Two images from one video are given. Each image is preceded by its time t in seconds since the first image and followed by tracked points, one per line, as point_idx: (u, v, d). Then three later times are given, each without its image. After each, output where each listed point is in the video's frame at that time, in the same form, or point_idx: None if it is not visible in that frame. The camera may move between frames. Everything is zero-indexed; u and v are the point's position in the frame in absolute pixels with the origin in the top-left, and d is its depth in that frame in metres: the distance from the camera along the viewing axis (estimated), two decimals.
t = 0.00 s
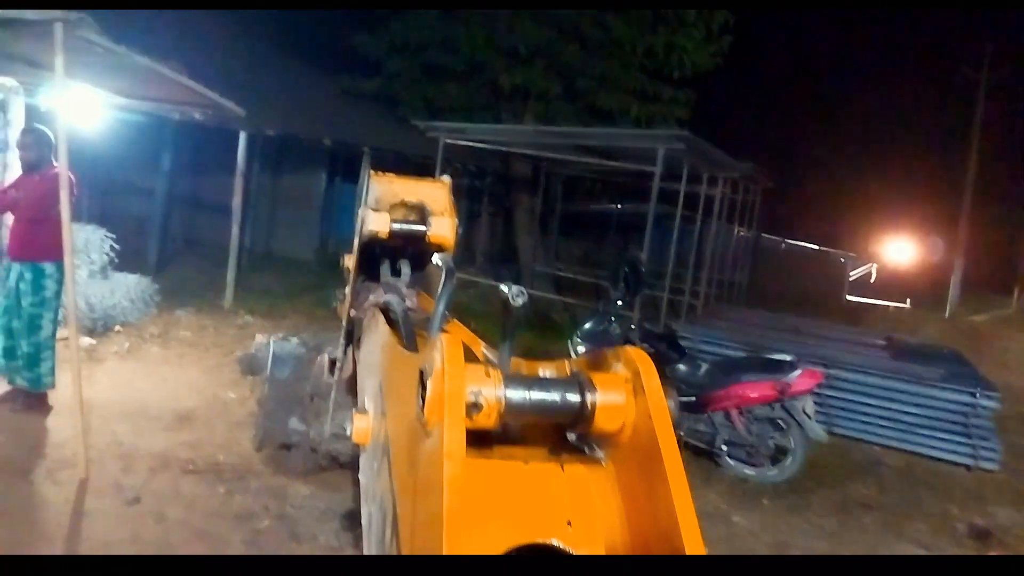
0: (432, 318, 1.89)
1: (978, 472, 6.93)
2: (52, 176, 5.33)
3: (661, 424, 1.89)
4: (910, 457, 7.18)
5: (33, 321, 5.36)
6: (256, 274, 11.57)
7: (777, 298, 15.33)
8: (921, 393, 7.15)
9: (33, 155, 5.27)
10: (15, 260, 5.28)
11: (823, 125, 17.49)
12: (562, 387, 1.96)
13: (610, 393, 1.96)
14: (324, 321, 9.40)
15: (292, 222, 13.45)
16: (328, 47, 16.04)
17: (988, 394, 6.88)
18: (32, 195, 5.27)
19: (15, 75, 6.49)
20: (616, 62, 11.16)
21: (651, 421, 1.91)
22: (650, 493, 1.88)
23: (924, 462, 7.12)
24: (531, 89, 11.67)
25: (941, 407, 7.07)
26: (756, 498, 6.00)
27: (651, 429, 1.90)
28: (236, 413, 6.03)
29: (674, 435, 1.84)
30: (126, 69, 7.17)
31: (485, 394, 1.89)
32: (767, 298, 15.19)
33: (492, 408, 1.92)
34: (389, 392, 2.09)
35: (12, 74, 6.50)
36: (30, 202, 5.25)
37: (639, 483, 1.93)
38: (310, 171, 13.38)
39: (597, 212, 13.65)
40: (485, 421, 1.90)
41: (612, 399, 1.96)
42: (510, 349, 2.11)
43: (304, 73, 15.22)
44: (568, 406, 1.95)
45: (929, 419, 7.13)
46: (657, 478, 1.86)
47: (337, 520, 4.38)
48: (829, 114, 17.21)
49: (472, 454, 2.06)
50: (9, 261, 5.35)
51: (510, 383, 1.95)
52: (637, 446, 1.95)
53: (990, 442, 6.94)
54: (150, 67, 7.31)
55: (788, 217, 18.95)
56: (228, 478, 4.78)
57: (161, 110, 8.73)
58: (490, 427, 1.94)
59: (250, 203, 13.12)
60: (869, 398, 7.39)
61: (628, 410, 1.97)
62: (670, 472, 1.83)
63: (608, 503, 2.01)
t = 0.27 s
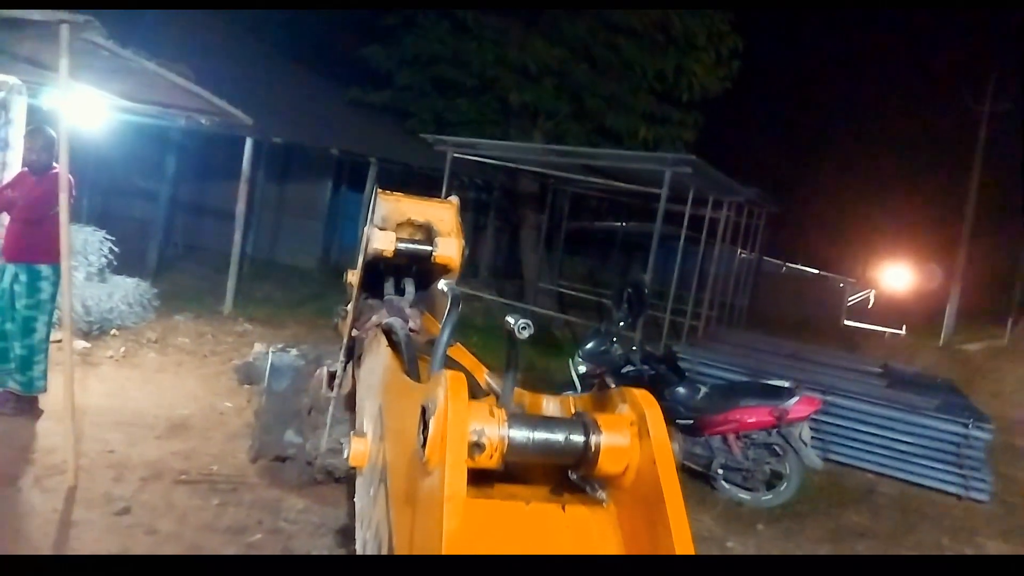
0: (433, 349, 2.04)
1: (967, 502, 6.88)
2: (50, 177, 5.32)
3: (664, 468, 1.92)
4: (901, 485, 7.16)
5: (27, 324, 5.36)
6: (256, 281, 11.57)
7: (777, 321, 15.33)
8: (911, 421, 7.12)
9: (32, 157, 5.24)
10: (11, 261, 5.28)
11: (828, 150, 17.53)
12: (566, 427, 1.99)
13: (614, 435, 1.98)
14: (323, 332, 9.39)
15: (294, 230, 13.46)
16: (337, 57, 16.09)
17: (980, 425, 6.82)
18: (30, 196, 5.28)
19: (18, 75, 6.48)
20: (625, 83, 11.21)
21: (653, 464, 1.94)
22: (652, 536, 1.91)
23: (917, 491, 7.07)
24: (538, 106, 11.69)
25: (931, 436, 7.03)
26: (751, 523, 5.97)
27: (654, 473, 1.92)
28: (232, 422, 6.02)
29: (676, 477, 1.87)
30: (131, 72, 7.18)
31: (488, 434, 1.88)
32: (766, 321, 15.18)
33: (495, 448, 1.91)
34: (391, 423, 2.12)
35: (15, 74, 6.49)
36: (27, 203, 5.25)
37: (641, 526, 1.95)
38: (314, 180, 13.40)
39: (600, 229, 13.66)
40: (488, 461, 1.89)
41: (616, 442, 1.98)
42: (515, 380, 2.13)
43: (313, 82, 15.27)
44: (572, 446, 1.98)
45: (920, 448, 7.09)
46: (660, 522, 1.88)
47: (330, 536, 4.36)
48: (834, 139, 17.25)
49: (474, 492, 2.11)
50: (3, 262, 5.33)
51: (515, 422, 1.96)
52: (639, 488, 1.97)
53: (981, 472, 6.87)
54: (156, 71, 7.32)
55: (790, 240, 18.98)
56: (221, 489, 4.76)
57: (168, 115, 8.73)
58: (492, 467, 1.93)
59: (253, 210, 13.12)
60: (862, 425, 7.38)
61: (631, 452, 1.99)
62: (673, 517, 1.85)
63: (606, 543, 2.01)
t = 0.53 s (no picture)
0: (435, 366, 2.04)
1: (962, 512, 6.86)
2: (49, 172, 5.26)
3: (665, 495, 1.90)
4: (896, 494, 7.14)
5: (25, 321, 5.36)
6: (254, 279, 11.57)
7: (775, 327, 15.33)
8: (910, 432, 7.12)
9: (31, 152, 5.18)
10: (8, 258, 5.25)
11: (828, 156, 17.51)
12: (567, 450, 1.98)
13: (615, 459, 1.98)
14: (321, 332, 9.38)
15: (295, 229, 13.44)
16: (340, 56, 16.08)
17: (976, 436, 6.81)
18: (30, 192, 5.22)
19: (17, 70, 6.44)
20: (627, 87, 11.21)
21: (654, 490, 1.92)
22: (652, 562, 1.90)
23: (912, 501, 7.07)
24: (540, 109, 11.68)
25: (929, 447, 7.03)
26: (746, 531, 5.96)
27: (654, 499, 1.91)
28: (229, 423, 6.01)
29: (676, 501, 1.86)
30: (132, 70, 7.14)
31: (488, 457, 1.87)
32: (764, 327, 15.19)
33: (495, 471, 1.90)
34: (388, 437, 2.12)
35: (14, 69, 6.44)
36: (27, 199, 5.20)
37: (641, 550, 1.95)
38: (314, 179, 13.38)
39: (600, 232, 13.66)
40: (488, 484, 1.88)
41: (618, 466, 1.97)
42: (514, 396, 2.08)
43: (316, 81, 15.25)
44: (571, 470, 1.97)
45: (918, 458, 7.08)
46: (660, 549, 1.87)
47: (325, 540, 4.35)
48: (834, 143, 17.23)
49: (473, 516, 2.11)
50: None
51: (516, 445, 1.95)
52: (640, 512, 1.97)
53: (977, 483, 6.85)
54: (157, 70, 7.29)
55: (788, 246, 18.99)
56: (216, 491, 4.74)
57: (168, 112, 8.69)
58: (492, 490, 1.91)
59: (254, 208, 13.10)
60: (860, 434, 7.37)
61: (631, 476, 1.98)
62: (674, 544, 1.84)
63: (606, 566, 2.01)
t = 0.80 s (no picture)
0: (433, 380, 2.04)
1: (961, 514, 6.88)
2: (47, 175, 5.25)
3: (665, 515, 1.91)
4: (895, 496, 7.15)
5: (25, 325, 5.34)
6: (253, 281, 11.57)
7: (773, 328, 15.34)
8: (908, 434, 7.10)
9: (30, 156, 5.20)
10: (7, 262, 5.23)
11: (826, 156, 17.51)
12: (566, 468, 1.98)
13: (615, 477, 1.98)
14: (320, 334, 9.38)
15: (294, 230, 13.44)
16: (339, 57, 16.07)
17: (975, 437, 6.80)
18: (30, 195, 5.23)
19: (15, 74, 6.42)
20: (626, 88, 11.20)
21: (654, 509, 1.93)
22: None
23: (911, 502, 7.08)
24: (539, 111, 11.66)
25: (928, 448, 7.02)
26: (746, 534, 5.95)
27: (654, 518, 1.92)
28: (227, 427, 6.00)
29: (676, 521, 1.87)
30: (130, 73, 7.11)
31: (487, 476, 1.86)
32: (762, 327, 15.20)
33: (494, 489, 1.89)
34: (387, 448, 2.13)
35: (12, 72, 6.42)
36: (26, 202, 5.20)
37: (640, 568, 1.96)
38: (313, 180, 13.38)
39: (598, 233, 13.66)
40: (486, 503, 1.86)
41: (617, 484, 1.98)
42: (513, 409, 2.04)
43: (314, 82, 15.24)
44: (571, 487, 1.98)
45: (917, 460, 7.07)
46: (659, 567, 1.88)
47: (324, 544, 4.34)
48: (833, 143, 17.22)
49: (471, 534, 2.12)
50: None
51: (515, 464, 1.94)
52: (639, 530, 1.98)
53: (976, 485, 6.86)
54: (156, 73, 7.26)
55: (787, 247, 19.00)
56: (215, 496, 4.74)
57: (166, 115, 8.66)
58: (491, 508, 1.90)
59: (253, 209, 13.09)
60: (858, 436, 7.36)
61: (631, 494, 1.99)
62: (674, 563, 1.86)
63: None
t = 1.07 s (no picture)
0: (426, 394, 2.07)
1: (956, 504, 6.93)
2: (34, 188, 5.17)
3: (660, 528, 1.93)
4: (891, 488, 7.19)
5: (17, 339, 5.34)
6: (245, 287, 11.57)
7: (767, 322, 15.38)
8: (903, 426, 7.12)
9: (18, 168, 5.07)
10: None
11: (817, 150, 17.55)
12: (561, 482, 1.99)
13: (609, 490, 1.99)
14: (315, 340, 9.36)
15: (286, 235, 13.43)
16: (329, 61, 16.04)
17: (968, 428, 6.84)
18: (20, 208, 5.12)
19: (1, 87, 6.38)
20: (615, 87, 11.21)
21: (648, 522, 1.95)
22: None
23: (905, 494, 7.12)
24: (529, 111, 11.66)
25: (922, 440, 7.05)
26: (743, 530, 5.97)
27: (648, 531, 1.94)
28: (223, 436, 6.00)
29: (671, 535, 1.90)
30: (118, 83, 7.07)
31: (481, 494, 1.84)
32: (756, 322, 15.24)
33: (487, 507, 1.86)
34: (381, 461, 2.16)
35: None
36: (18, 214, 5.10)
37: None
38: (304, 185, 13.36)
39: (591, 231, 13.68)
40: (479, 522, 1.83)
41: (611, 496, 1.99)
42: (507, 422, 2.00)
43: (304, 87, 15.21)
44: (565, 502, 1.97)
45: (912, 451, 7.10)
46: None
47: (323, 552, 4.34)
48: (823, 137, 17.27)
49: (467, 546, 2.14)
50: None
51: (509, 481, 1.92)
52: (633, 542, 2.00)
53: (970, 475, 6.90)
54: (143, 84, 7.22)
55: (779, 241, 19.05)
56: (212, 506, 4.73)
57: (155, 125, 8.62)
58: (484, 526, 1.87)
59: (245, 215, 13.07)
60: (853, 429, 7.38)
61: (625, 506, 2.00)
62: None
63: None
